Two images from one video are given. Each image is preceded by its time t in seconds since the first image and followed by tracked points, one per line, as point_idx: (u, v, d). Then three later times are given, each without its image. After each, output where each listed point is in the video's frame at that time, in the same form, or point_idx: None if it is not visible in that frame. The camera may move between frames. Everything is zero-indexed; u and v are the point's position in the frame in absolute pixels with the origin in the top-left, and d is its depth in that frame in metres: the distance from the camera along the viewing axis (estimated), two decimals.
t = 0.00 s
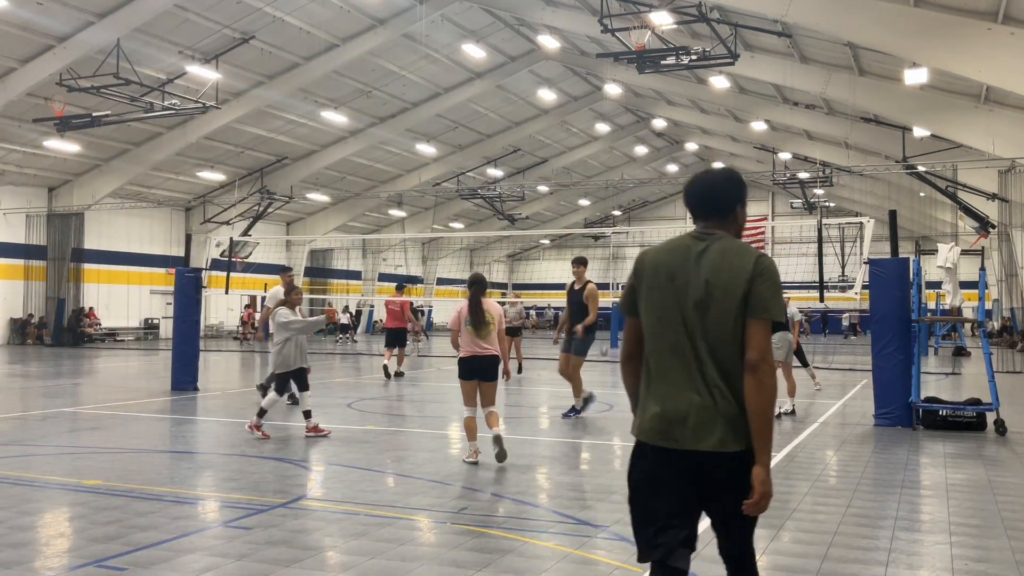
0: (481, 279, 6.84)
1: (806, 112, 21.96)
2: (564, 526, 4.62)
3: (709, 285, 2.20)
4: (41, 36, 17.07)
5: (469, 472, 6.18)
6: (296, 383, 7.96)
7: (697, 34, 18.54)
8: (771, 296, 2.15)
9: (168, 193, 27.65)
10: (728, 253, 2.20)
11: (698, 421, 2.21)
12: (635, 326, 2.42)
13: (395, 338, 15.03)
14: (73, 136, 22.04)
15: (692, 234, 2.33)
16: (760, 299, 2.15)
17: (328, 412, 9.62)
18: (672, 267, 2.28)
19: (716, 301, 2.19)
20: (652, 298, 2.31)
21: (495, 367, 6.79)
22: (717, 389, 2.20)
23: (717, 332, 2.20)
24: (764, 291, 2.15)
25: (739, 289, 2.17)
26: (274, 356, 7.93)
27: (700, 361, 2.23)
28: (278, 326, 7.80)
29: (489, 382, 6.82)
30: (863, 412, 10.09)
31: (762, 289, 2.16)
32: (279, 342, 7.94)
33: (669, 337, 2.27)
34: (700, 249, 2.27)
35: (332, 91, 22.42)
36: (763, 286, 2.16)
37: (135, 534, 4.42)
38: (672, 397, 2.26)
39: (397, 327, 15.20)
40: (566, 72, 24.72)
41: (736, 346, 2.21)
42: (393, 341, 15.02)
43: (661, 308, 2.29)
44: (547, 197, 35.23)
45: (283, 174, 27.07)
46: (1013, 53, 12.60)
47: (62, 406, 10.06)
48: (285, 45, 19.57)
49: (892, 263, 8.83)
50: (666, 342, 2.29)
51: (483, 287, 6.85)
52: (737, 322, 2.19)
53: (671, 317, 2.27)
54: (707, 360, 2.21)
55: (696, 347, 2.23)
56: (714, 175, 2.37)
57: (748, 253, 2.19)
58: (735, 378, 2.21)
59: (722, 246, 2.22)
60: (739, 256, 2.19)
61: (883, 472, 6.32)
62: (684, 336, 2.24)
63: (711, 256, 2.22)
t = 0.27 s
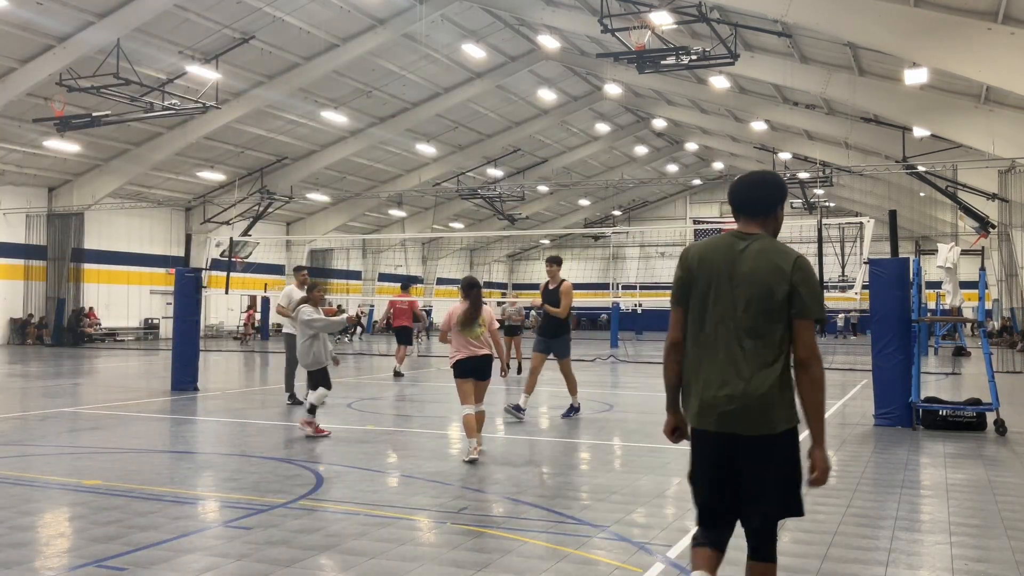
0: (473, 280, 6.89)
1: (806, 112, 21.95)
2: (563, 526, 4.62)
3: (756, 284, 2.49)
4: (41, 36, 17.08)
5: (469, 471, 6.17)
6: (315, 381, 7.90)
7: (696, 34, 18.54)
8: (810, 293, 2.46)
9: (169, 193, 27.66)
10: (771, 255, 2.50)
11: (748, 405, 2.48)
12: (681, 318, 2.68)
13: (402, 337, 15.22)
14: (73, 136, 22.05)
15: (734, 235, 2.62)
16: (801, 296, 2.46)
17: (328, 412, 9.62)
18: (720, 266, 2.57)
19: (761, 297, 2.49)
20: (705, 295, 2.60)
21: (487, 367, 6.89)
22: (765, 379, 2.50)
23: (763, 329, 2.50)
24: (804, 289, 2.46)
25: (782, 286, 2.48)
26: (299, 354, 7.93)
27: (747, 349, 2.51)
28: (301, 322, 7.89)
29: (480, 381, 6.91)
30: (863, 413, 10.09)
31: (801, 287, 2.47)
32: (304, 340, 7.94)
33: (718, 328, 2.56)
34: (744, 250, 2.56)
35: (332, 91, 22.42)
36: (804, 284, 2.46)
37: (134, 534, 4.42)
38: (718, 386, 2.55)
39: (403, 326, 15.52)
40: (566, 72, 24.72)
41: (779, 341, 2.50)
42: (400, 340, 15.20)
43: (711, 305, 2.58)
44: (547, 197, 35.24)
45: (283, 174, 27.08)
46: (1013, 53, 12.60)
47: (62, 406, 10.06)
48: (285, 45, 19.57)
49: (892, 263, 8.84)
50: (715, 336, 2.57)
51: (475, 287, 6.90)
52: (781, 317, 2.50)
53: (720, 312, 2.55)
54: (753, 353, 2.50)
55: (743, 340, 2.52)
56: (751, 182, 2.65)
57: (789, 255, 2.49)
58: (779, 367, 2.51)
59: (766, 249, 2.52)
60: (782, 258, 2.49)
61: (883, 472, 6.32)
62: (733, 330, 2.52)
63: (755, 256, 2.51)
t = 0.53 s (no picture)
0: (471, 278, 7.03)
1: (806, 112, 21.96)
2: (563, 526, 4.62)
3: (780, 289, 2.81)
4: (41, 36, 17.08)
5: (468, 471, 6.17)
6: (334, 385, 7.86)
7: (696, 34, 18.54)
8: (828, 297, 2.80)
9: (169, 193, 27.66)
10: (789, 263, 2.83)
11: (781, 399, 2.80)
12: (707, 325, 2.93)
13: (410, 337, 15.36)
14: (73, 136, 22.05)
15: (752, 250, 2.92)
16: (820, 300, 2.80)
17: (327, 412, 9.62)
18: (745, 277, 2.87)
19: (785, 303, 2.81)
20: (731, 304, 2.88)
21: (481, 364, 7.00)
22: (794, 374, 2.81)
23: (789, 332, 2.82)
24: (822, 293, 2.80)
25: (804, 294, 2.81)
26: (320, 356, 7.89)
27: (776, 350, 2.82)
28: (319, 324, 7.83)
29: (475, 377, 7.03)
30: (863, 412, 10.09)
31: (820, 292, 2.80)
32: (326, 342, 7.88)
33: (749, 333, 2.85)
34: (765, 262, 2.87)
35: (332, 91, 22.42)
36: (821, 290, 2.80)
37: (134, 534, 4.42)
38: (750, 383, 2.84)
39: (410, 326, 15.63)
40: (566, 72, 24.71)
41: (800, 339, 2.82)
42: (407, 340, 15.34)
43: (740, 310, 2.87)
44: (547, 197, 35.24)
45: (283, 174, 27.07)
46: (1013, 53, 12.60)
47: (62, 406, 10.06)
48: (285, 45, 19.57)
49: (892, 263, 8.84)
50: (743, 340, 2.86)
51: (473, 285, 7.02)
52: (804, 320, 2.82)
53: (748, 318, 2.85)
54: (781, 354, 2.81)
55: (768, 340, 2.83)
56: (764, 199, 2.95)
57: (805, 264, 2.82)
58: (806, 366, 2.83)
59: (783, 257, 2.85)
60: (797, 264, 2.82)
61: (883, 472, 6.32)
62: (760, 330, 2.82)
63: (777, 267, 2.83)
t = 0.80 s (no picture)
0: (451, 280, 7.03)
1: (806, 112, 21.96)
2: (563, 526, 4.62)
3: (786, 283, 3.04)
4: (41, 36, 17.08)
5: (468, 471, 6.17)
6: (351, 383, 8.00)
7: (696, 34, 18.54)
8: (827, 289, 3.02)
9: (169, 193, 27.66)
10: (795, 260, 3.06)
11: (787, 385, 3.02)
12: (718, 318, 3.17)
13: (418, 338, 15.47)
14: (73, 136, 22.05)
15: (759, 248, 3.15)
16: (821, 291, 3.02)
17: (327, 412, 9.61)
18: (752, 272, 3.11)
19: (789, 295, 3.04)
20: (739, 296, 3.12)
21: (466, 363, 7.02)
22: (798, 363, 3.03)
23: (793, 321, 3.04)
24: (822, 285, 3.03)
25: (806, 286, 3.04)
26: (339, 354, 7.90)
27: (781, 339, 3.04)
28: (345, 322, 7.77)
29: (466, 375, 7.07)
30: (863, 412, 10.09)
31: (820, 284, 3.03)
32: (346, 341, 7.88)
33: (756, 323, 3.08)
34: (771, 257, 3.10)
35: (332, 91, 22.42)
36: (822, 282, 3.03)
37: (134, 534, 4.42)
38: (756, 371, 3.06)
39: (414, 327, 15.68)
40: (566, 72, 24.71)
41: (803, 329, 3.04)
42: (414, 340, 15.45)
43: (748, 303, 3.10)
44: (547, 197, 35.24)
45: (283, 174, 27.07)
46: (1013, 53, 12.61)
47: (62, 406, 10.06)
48: (285, 45, 19.57)
49: (892, 263, 8.84)
50: (751, 331, 3.09)
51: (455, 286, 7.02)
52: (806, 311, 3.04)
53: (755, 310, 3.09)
54: (786, 343, 3.03)
55: (774, 330, 3.05)
56: (770, 201, 3.19)
57: (807, 259, 3.06)
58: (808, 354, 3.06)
59: (789, 254, 3.09)
60: (803, 262, 3.06)
61: (883, 472, 6.32)
62: (765, 321, 3.06)
63: (781, 263, 3.07)
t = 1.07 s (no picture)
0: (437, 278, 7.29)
1: (806, 112, 21.97)
2: (563, 526, 4.62)
3: (802, 292, 3.23)
4: (40, 36, 17.08)
5: (468, 472, 6.17)
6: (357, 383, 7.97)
7: (696, 34, 18.54)
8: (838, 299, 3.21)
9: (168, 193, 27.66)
10: (813, 272, 3.25)
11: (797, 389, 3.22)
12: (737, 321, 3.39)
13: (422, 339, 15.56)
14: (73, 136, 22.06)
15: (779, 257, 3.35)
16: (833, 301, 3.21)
17: (328, 412, 9.61)
18: (771, 280, 3.30)
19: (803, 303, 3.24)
20: (757, 302, 3.33)
21: (445, 361, 7.28)
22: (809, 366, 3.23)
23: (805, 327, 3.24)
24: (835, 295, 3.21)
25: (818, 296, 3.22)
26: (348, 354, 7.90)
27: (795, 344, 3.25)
28: (361, 323, 7.84)
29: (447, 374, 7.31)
30: (863, 412, 10.09)
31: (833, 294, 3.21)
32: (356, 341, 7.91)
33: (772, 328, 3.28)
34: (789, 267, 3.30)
35: (332, 91, 22.42)
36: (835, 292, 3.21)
37: (134, 534, 4.42)
38: (771, 373, 3.26)
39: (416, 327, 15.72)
40: (566, 72, 24.71)
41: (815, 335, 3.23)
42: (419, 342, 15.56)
43: (766, 308, 3.30)
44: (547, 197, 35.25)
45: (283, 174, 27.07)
46: (1013, 53, 12.60)
47: (62, 406, 10.06)
48: (285, 45, 19.57)
49: (892, 263, 8.84)
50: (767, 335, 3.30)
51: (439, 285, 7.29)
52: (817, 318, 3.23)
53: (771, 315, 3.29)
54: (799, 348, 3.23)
55: (788, 335, 3.26)
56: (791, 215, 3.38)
57: (823, 271, 3.24)
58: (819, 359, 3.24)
59: (808, 266, 3.27)
60: (821, 274, 3.24)
61: (883, 472, 6.32)
62: (781, 326, 3.26)
63: (797, 272, 3.26)
